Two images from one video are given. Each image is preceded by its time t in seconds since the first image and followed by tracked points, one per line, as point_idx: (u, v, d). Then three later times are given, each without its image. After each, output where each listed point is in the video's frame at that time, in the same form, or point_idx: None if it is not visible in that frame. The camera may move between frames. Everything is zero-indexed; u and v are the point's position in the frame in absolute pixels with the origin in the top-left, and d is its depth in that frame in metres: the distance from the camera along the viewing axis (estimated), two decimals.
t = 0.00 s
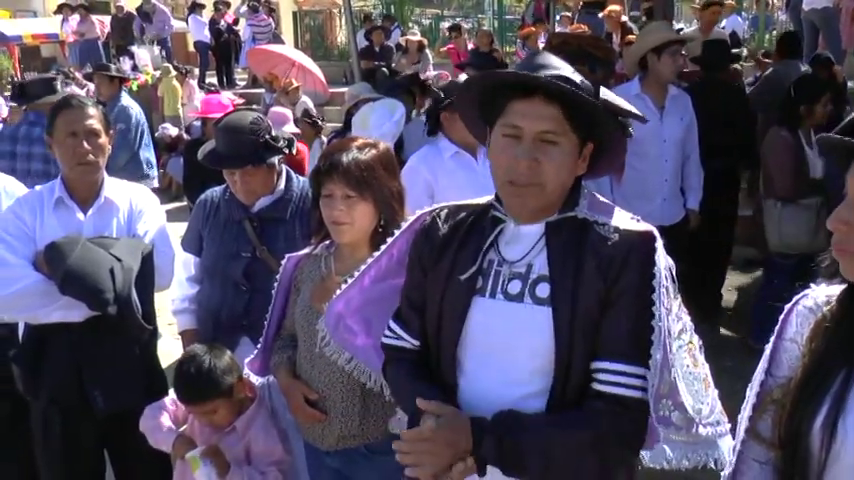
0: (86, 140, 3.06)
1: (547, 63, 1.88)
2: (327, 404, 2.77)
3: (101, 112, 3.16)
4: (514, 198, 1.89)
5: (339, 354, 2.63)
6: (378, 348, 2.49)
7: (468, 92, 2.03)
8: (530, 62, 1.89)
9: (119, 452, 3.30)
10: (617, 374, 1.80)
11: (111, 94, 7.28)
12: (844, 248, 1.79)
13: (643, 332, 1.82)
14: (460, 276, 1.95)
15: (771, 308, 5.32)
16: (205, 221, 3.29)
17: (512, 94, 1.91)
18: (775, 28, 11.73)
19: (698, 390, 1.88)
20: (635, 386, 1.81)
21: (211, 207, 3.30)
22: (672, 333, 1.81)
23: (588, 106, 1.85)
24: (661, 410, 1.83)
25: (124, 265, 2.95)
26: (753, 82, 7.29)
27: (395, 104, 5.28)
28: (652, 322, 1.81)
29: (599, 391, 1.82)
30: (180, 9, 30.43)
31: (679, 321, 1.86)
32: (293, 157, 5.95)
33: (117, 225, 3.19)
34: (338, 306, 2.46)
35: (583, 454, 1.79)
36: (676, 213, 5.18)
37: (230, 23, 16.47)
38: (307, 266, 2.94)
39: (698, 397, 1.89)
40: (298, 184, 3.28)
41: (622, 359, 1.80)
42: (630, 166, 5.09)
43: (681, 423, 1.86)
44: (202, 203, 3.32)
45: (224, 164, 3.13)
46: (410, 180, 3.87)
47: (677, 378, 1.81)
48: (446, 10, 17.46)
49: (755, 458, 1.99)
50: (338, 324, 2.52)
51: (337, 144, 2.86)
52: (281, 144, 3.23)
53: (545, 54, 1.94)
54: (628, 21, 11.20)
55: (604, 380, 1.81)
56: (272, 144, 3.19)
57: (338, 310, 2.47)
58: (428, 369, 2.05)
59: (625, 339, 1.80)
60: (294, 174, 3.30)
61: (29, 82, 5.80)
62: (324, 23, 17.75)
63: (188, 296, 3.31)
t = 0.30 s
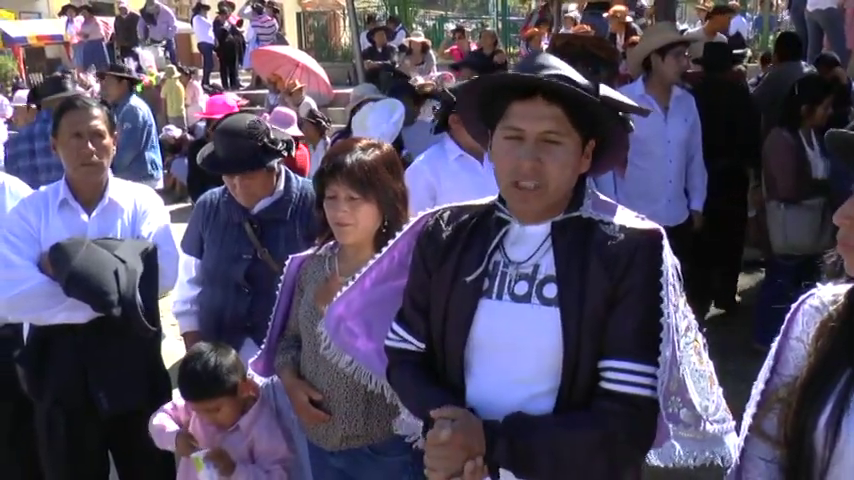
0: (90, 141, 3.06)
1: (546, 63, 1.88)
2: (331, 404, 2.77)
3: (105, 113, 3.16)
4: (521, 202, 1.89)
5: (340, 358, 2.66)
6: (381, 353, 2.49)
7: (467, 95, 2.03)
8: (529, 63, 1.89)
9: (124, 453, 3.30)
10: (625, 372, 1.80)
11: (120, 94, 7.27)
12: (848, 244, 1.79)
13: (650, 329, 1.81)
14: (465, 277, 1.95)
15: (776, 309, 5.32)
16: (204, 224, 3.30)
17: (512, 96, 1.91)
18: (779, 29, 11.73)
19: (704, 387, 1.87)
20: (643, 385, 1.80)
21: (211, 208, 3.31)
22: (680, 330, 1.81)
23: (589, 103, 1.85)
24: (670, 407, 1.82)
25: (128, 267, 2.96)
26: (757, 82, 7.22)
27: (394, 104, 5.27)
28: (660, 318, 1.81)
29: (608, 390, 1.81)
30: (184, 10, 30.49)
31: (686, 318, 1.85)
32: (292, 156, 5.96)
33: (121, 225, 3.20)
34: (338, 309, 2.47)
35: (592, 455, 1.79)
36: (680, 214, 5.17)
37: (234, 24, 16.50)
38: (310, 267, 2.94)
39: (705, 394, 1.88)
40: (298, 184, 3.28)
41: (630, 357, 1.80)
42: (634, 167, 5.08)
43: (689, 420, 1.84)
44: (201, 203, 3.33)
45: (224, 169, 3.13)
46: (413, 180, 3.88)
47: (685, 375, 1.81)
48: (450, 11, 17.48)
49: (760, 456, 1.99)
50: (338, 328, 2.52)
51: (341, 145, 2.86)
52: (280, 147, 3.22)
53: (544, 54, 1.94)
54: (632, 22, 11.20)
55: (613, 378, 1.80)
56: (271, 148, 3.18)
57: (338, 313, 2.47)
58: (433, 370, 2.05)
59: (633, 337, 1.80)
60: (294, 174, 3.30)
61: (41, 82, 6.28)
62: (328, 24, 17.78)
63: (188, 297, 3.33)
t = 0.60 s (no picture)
0: (91, 143, 3.07)
1: (531, 64, 1.88)
2: (331, 404, 2.78)
3: (107, 115, 3.17)
4: (512, 202, 1.90)
5: (341, 364, 2.60)
6: (382, 357, 2.41)
7: (455, 101, 2.04)
8: (515, 66, 1.90)
9: (124, 454, 3.31)
10: (629, 371, 1.79)
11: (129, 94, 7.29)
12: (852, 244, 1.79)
13: (652, 330, 1.82)
14: (465, 281, 1.96)
15: (777, 311, 5.32)
16: (198, 228, 3.31)
17: (500, 100, 1.93)
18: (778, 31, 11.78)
19: (706, 385, 1.89)
20: (648, 382, 1.80)
21: (204, 212, 3.32)
22: (681, 328, 1.81)
23: (575, 103, 1.86)
24: (674, 405, 1.83)
25: (129, 268, 2.96)
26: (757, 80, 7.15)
27: (390, 104, 5.30)
28: (662, 317, 1.81)
29: (611, 390, 1.81)
30: (186, 11, 30.55)
31: (687, 316, 1.86)
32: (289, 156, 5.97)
33: (122, 227, 3.21)
34: (338, 315, 2.44)
35: (595, 457, 1.80)
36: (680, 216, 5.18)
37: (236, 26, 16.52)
38: (311, 268, 2.94)
39: (706, 392, 1.89)
40: (290, 185, 3.29)
41: (633, 357, 1.80)
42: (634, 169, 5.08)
43: (692, 418, 1.85)
44: (195, 207, 3.34)
45: (218, 176, 3.12)
46: (427, 178, 3.96)
47: (687, 373, 1.81)
48: (451, 12, 17.54)
49: (761, 456, 2.00)
50: (339, 334, 2.48)
51: (342, 147, 2.86)
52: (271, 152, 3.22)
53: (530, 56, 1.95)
54: (632, 24, 11.24)
55: (616, 378, 1.80)
56: (262, 153, 3.18)
57: (338, 320, 2.44)
58: (436, 373, 2.06)
59: (636, 337, 1.81)
60: (286, 175, 3.31)
61: (45, 85, 6.45)
62: (329, 26, 17.82)
63: (183, 300, 3.30)
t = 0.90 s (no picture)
0: (97, 145, 3.09)
1: (520, 67, 1.89)
2: (334, 405, 2.79)
3: (112, 117, 3.19)
4: (505, 202, 1.91)
5: (348, 368, 2.64)
6: (386, 358, 2.44)
7: (446, 106, 2.05)
8: (503, 69, 1.91)
9: (128, 454, 3.32)
10: (632, 371, 1.81)
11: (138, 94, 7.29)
12: None
13: (653, 329, 1.83)
14: (466, 283, 1.97)
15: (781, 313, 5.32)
16: (196, 233, 3.33)
17: (492, 103, 1.95)
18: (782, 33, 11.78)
19: (710, 383, 1.90)
20: (652, 381, 1.82)
21: (201, 215, 3.34)
22: (682, 327, 1.83)
23: (560, 102, 1.86)
24: (676, 403, 1.84)
25: (134, 271, 2.98)
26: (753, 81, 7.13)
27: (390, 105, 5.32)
28: (662, 316, 1.82)
29: (615, 390, 1.83)
30: (189, 13, 30.57)
31: (688, 315, 1.87)
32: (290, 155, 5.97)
33: (127, 229, 3.22)
34: (345, 320, 2.45)
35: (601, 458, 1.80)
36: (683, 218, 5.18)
37: (239, 28, 16.53)
38: (314, 270, 2.95)
39: (710, 390, 1.91)
40: (285, 187, 3.29)
41: (634, 356, 1.82)
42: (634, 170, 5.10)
43: (695, 416, 1.87)
44: (192, 211, 3.36)
45: (214, 179, 3.14)
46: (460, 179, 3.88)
47: (689, 371, 1.83)
48: (454, 14, 17.56)
49: (765, 455, 2.01)
50: (345, 338, 2.50)
51: (344, 150, 2.87)
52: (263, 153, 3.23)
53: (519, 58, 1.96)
54: (636, 25, 11.23)
55: (617, 378, 1.82)
56: (256, 154, 3.19)
57: (345, 324, 2.45)
58: (439, 375, 2.07)
59: (638, 337, 1.82)
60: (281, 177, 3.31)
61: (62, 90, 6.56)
62: (332, 28, 17.82)
63: (181, 306, 3.33)
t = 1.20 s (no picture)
0: (101, 148, 3.10)
1: (537, 69, 1.89)
2: (338, 408, 2.79)
3: (116, 120, 3.19)
4: (508, 203, 1.92)
5: (350, 370, 2.59)
6: (387, 362, 2.48)
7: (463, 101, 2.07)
8: (522, 68, 1.91)
9: (132, 456, 3.33)
10: (638, 378, 1.81)
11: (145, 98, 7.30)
12: None
13: (655, 334, 1.83)
14: (468, 286, 1.98)
15: (785, 314, 5.30)
16: (199, 236, 3.35)
17: (505, 102, 1.95)
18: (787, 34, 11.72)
19: (710, 389, 1.90)
20: (653, 388, 1.82)
21: (205, 218, 3.34)
22: (683, 332, 1.83)
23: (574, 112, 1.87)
24: (677, 409, 1.84)
25: (138, 273, 2.99)
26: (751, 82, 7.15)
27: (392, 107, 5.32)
28: (663, 322, 1.82)
29: (615, 395, 1.83)
30: (193, 17, 30.60)
31: (689, 320, 1.87)
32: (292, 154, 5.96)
33: (131, 231, 3.23)
34: (347, 322, 2.45)
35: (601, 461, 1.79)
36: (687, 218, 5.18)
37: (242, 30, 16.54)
38: (318, 272, 2.96)
39: (711, 395, 1.90)
40: (287, 188, 3.31)
41: (634, 362, 1.82)
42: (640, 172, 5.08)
43: (696, 422, 1.87)
44: (196, 214, 3.37)
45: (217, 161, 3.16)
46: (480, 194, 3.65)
47: (690, 377, 1.83)
48: (458, 17, 17.54)
49: (771, 457, 2.01)
50: (347, 340, 2.51)
51: (347, 152, 2.88)
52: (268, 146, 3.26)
53: (540, 58, 1.96)
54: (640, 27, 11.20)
55: (618, 383, 1.82)
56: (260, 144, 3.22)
57: (347, 326, 2.46)
58: (439, 378, 2.07)
59: (639, 340, 1.82)
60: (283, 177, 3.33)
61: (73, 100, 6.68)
62: (336, 30, 17.82)
63: (184, 310, 3.35)
